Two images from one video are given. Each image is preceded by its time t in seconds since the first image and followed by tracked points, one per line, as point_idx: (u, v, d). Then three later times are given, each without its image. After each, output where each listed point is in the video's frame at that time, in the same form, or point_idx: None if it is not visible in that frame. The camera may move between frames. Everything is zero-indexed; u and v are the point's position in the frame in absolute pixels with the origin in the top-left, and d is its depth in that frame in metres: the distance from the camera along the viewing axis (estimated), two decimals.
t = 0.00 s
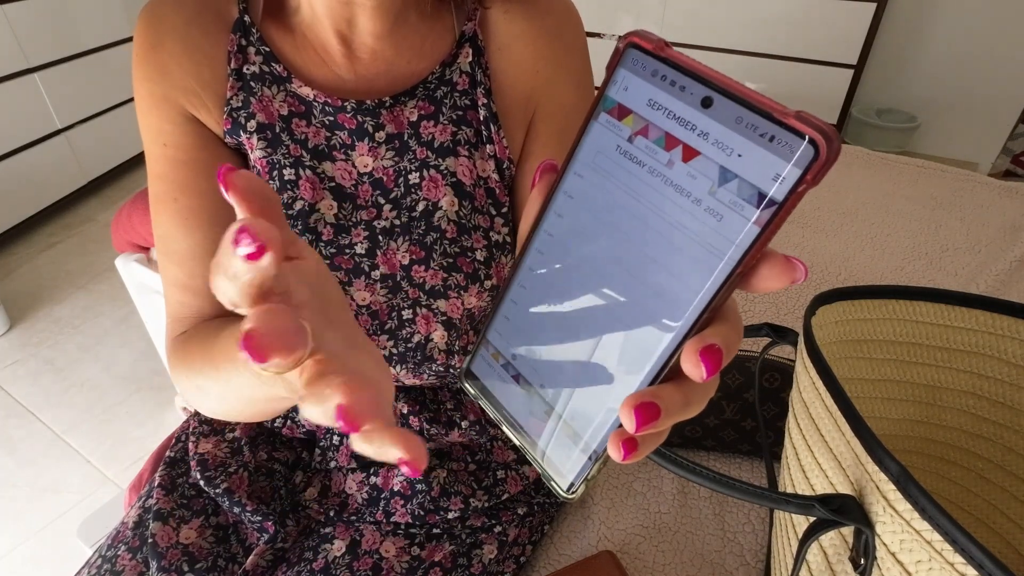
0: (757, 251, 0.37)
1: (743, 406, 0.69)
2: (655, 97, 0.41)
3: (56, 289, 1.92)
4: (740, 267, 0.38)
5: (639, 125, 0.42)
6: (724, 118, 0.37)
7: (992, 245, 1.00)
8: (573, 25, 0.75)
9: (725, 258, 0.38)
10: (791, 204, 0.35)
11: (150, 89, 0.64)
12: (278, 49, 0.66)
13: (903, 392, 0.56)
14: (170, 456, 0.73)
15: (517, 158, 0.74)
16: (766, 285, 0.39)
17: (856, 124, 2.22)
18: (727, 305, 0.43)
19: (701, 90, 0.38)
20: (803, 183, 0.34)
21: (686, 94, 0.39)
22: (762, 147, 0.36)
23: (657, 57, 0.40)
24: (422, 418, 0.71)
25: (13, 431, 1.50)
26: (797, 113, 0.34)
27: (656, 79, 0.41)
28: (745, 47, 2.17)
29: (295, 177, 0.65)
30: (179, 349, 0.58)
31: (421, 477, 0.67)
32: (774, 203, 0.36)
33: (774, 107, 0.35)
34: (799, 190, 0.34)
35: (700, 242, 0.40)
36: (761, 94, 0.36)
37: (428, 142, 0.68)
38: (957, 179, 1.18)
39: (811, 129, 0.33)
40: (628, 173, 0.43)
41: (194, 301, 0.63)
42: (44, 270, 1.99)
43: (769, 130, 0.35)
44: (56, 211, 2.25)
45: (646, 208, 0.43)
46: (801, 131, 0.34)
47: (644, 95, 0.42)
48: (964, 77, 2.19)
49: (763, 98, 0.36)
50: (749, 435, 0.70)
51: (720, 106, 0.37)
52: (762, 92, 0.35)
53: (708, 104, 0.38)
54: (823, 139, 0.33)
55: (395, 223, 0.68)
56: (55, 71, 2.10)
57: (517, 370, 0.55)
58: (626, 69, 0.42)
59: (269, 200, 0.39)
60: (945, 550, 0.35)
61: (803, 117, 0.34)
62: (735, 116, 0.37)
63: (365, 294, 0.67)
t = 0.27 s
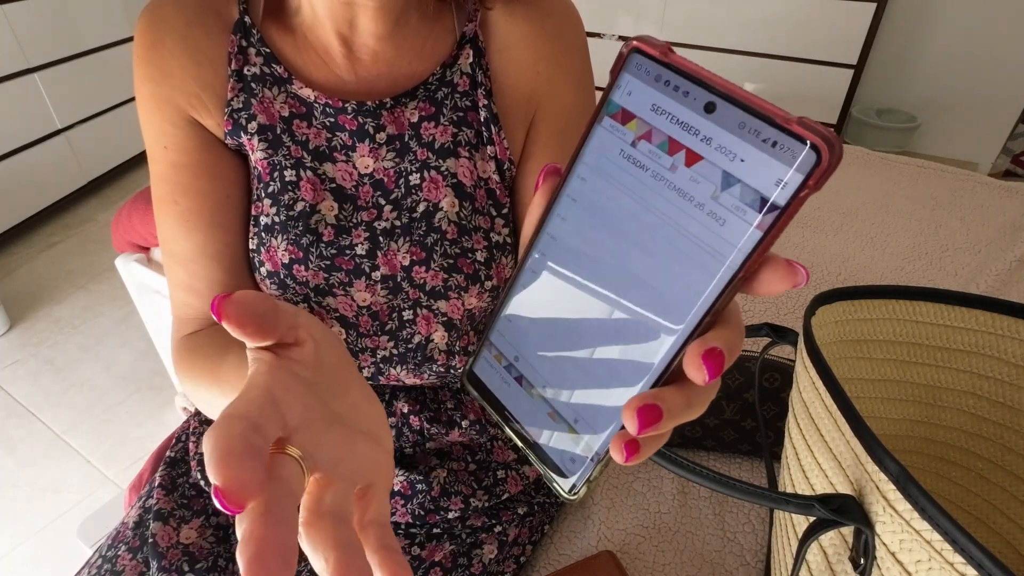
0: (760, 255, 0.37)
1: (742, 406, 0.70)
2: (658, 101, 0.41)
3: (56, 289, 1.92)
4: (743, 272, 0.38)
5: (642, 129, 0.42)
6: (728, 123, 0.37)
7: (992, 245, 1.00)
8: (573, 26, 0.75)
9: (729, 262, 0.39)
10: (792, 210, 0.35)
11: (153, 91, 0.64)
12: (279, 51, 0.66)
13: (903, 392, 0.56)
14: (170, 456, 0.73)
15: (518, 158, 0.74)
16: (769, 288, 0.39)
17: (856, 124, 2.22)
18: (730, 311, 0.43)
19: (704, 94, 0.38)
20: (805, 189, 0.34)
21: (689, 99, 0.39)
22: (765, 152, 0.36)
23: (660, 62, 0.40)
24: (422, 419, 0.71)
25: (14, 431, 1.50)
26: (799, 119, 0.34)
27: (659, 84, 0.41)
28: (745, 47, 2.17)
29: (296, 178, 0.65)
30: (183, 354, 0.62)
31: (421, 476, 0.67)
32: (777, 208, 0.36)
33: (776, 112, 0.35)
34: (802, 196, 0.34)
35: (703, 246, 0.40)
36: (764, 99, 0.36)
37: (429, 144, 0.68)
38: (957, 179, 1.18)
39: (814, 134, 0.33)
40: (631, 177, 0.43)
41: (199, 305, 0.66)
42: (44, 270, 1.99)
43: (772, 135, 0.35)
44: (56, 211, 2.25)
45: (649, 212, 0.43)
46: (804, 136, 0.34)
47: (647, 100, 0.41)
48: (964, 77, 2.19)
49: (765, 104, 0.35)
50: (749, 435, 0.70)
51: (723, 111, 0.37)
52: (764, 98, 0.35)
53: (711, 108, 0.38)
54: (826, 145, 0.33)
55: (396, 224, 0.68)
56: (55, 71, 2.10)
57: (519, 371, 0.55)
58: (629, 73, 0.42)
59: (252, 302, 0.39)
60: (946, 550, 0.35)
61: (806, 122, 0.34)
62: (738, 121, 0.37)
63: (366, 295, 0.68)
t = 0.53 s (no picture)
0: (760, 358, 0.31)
1: (743, 406, 0.70)
2: (740, 167, 0.35)
3: (55, 289, 1.92)
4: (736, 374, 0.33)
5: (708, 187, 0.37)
6: (788, 217, 0.31)
7: (992, 245, 1.00)
8: (573, 23, 0.73)
9: (730, 358, 0.33)
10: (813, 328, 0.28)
11: (152, 91, 0.64)
12: (278, 51, 0.66)
13: (903, 392, 0.56)
14: (170, 456, 0.72)
15: (517, 159, 0.74)
16: (764, 395, 0.35)
17: (856, 124, 2.22)
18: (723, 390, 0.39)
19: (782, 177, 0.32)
20: (832, 313, 0.28)
21: (766, 174, 0.33)
22: (810, 263, 0.29)
23: (754, 126, 0.34)
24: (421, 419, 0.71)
25: (14, 431, 1.50)
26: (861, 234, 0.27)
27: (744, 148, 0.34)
28: (745, 47, 2.17)
29: (296, 179, 0.65)
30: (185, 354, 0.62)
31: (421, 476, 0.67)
32: (794, 323, 0.30)
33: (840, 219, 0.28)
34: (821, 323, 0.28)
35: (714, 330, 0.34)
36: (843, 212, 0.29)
37: (428, 145, 0.68)
38: (957, 179, 1.18)
39: (865, 274, 0.27)
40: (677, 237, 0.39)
41: (197, 307, 0.66)
42: (44, 270, 1.99)
43: (826, 248, 0.29)
44: (56, 211, 2.25)
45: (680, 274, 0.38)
46: (853, 269, 0.27)
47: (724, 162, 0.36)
48: (964, 77, 2.19)
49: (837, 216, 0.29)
50: (749, 435, 0.70)
51: (795, 201, 0.31)
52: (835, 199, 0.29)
53: (784, 194, 0.31)
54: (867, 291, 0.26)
55: (396, 225, 0.68)
56: (55, 71, 2.10)
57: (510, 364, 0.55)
58: (726, 130, 0.36)
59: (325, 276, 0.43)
60: (946, 550, 0.35)
61: (872, 256, 0.27)
62: (804, 217, 0.30)
63: (366, 296, 0.68)
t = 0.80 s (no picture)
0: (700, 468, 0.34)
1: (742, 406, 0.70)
2: (795, 307, 0.39)
3: (56, 289, 1.92)
4: (684, 472, 0.35)
5: (764, 314, 0.40)
6: (808, 371, 0.34)
7: (991, 245, 1.00)
8: (573, 25, 0.74)
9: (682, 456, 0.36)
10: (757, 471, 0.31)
11: (149, 92, 0.64)
12: (277, 52, 0.66)
13: (903, 392, 0.56)
14: (170, 456, 0.72)
15: (518, 160, 0.73)
16: (693, 500, 0.37)
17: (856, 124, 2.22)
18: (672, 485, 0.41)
19: (824, 335, 0.35)
20: (777, 469, 0.31)
21: (814, 329, 0.36)
22: (798, 419, 0.32)
23: (834, 286, 0.37)
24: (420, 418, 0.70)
25: (14, 431, 1.50)
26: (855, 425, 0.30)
27: (812, 300, 0.38)
28: (745, 48, 2.17)
29: (296, 180, 0.65)
30: (184, 356, 0.63)
31: (421, 477, 0.67)
32: (754, 458, 0.32)
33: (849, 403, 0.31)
34: (773, 468, 0.31)
35: (689, 432, 0.37)
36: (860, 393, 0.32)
37: (428, 147, 0.68)
38: (957, 179, 1.18)
39: (836, 450, 0.29)
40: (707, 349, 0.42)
41: (195, 308, 0.66)
42: (44, 270, 1.99)
43: (815, 415, 0.31)
44: (56, 211, 2.25)
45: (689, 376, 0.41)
46: (825, 442, 0.30)
47: (790, 304, 0.39)
48: (964, 77, 2.19)
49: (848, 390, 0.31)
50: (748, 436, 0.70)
51: (817, 355, 0.34)
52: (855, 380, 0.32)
53: (812, 346, 0.35)
54: (828, 467, 0.29)
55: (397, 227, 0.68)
56: (55, 71, 2.10)
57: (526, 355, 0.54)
58: (808, 271, 0.40)
59: (397, 239, 0.44)
60: (946, 550, 0.35)
61: (854, 443, 0.29)
62: (812, 374, 0.34)
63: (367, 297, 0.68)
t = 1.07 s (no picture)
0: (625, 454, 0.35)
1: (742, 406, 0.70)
2: (760, 325, 0.39)
3: (56, 289, 1.92)
4: (615, 458, 0.36)
5: (731, 330, 0.40)
6: (747, 379, 0.35)
7: (992, 245, 1.00)
8: (574, 25, 0.74)
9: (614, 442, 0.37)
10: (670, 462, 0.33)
11: (147, 91, 0.64)
12: (278, 51, 0.67)
13: (903, 392, 0.56)
14: (170, 457, 0.72)
15: (524, 161, 0.73)
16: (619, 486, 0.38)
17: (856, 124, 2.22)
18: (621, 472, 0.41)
19: (772, 351, 0.35)
20: (687, 463, 0.32)
21: (766, 344, 0.36)
22: (720, 420, 0.33)
23: (800, 308, 0.37)
24: (422, 420, 0.70)
25: (14, 432, 1.50)
26: (771, 437, 0.31)
27: (775, 317, 0.38)
28: (744, 47, 2.17)
29: (298, 180, 0.65)
30: (183, 356, 0.63)
31: (421, 477, 0.67)
32: (671, 448, 0.33)
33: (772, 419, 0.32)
34: (683, 460, 0.32)
35: (628, 419, 0.38)
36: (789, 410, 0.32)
37: (432, 145, 0.68)
38: (957, 179, 1.18)
39: (744, 452, 0.31)
40: (665, 348, 0.42)
41: (193, 308, 0.66)
42: (44, 270, 1.99)
43: (736, 419, 0.32)
44: (56, 211, 2.25)
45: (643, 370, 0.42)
46: (735, 442, 0.31)
47: (756, 318, 0.39)
48: (964, 77, 2.19)
49: (777, 404, 0.32)
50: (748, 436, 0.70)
51: (760, 369, 0.35)
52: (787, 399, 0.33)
53: (758, 361, 0.35)
54: (733, 465, 0.30)
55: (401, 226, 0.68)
56: (55, 71, 2.10)
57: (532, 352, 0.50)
58: (784, 295, 0.40)
59: (429, 207, 0.46)
60: (946, 550, 0.35)
61: (764, 450, 0.31)
62: (748, 386, 0.34)
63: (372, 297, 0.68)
